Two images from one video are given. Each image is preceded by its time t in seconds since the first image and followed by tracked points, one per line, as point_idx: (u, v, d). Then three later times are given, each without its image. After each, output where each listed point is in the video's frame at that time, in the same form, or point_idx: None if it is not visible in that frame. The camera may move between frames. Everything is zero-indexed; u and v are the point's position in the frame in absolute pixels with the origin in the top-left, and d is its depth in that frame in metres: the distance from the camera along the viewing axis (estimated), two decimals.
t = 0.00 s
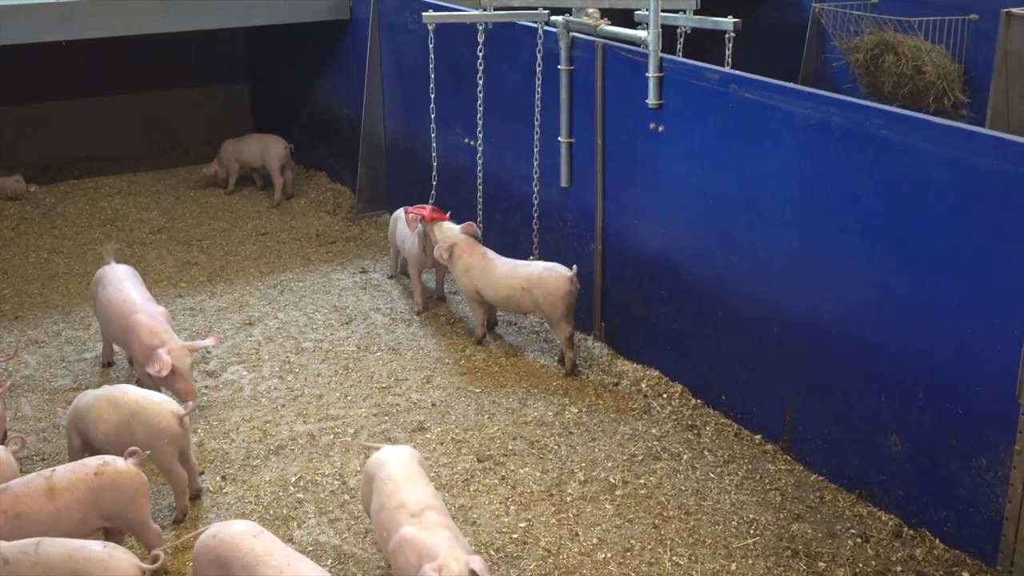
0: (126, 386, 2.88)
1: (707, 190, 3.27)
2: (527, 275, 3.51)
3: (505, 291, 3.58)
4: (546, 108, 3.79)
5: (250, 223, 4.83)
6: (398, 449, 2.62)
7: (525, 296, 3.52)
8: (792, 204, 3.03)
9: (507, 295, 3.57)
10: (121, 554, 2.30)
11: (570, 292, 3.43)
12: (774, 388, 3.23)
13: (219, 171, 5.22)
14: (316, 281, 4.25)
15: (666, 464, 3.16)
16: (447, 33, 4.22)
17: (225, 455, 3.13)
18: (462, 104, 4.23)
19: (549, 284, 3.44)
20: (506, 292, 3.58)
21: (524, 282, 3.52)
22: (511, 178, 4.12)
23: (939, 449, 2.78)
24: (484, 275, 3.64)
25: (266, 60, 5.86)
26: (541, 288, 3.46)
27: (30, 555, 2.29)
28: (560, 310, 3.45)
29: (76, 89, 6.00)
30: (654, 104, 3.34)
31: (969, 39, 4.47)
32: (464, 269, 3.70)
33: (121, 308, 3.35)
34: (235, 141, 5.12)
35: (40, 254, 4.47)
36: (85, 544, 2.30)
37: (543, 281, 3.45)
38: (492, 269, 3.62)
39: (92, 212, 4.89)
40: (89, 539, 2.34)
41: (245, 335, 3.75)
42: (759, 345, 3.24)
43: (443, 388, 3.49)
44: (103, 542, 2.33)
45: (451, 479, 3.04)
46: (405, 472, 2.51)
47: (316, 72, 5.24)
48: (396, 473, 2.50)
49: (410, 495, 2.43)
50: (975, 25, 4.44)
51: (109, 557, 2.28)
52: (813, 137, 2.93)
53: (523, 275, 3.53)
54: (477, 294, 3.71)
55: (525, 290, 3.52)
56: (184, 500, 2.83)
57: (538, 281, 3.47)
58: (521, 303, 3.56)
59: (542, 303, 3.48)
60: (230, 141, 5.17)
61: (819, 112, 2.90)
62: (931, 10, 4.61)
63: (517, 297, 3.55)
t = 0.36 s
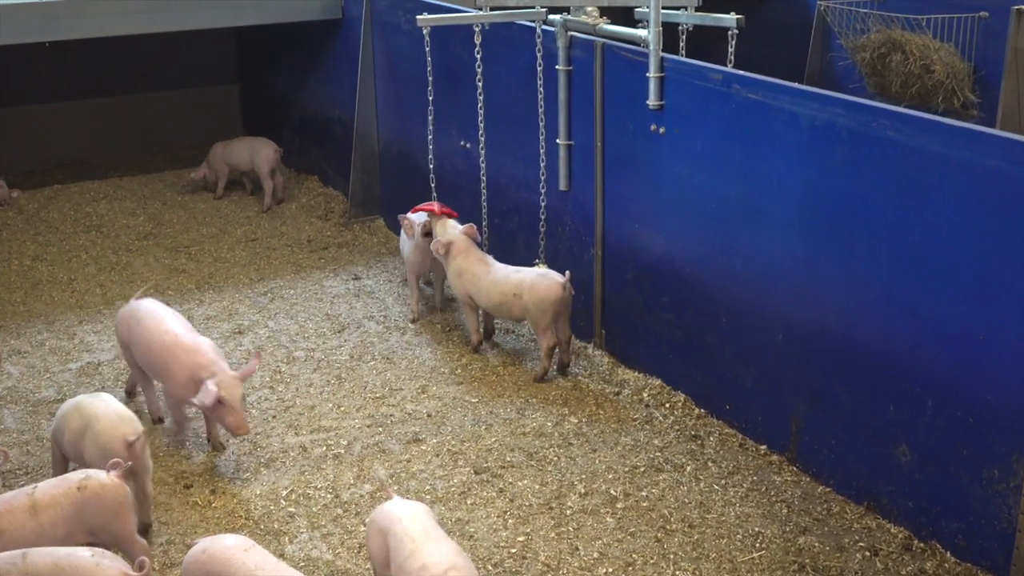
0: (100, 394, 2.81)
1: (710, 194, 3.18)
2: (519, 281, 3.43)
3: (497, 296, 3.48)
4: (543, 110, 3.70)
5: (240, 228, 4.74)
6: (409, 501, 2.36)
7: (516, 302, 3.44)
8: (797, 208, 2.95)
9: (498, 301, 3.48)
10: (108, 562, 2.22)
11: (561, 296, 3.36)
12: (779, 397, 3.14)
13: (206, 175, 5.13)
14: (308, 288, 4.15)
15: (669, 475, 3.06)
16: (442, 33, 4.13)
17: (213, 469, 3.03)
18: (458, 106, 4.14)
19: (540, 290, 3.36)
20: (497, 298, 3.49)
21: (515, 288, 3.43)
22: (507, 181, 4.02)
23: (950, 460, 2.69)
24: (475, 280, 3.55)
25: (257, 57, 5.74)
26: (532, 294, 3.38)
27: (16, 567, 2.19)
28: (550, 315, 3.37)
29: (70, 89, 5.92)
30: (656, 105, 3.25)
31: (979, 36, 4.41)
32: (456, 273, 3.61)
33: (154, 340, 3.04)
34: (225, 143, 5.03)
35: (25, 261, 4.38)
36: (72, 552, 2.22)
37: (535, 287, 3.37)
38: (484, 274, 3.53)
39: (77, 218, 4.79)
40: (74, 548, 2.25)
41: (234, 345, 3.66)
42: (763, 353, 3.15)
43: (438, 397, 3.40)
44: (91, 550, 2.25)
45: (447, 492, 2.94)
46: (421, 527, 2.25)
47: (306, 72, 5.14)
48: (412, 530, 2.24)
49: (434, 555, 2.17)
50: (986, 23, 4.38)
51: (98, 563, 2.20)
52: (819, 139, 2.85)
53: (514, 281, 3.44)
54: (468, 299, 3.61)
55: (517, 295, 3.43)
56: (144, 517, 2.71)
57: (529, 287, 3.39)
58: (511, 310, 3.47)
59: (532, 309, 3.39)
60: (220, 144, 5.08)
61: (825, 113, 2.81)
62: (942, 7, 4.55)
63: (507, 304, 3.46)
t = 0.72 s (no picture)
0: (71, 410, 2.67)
1: (712, 197, 3.09)
2: (513, 286, 3.34)
3: (492, 301, 3.40)
4: (541, 111, 3.62)
5: (228, 233, 4.65)
6: (406, 518, 2.27)
7: (510, 308, 3.35)
8: (802, 213, 2.86)
9: (494, 306, 3.40)
10: None
11: (556, 304, 3.25)
12: (784, 407, 3.05)
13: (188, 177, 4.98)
14: (299, 294, 4.06)
15: (670, 487, 2.97)
16: (436, 33, 4.04)
17: (201, 482, 2.94)
18: (454, 107, 4.05)
19: (534, 296, 3.27)
20: (493, 302, 3.40)
21: (510, 294, 3.34)
22: (504, 184, 3.93)
23: (962, 471, 2.60)
24: (472, 283, 3.47)
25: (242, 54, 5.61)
26: (526, 300, 3.29)
27: None
28: (545, 323, 3.27)
29: (69, 88, 5.86)
30: (657, 106, 3.16)
31: (988, 35, 4.36)
32: (454, 276, 3.53)
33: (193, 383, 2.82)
34: (213, 146, 4.95)
35: (7, 266, 4.29)
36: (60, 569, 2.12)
37: (529, 293, 3.28)
38: (480, 278, 3.45)
39: (60, 222, 4.70)
40: (60, 566, 2.15)
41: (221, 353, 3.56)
42: (768, 361, 3.06)
43: (433, 407, 3.31)
44: (77, 566, 2.15)
45: (442, 505, 2.85)
46: (410, 550, 2.16)
47: (297, 72, 5.03)
48: (400, 551, 2.15)
49: None
50: (995, 21, 4.33)
51: None
52: (825, 141, 2.76)
53: (509, 286, 3.35)
54: (467, 302, 3.54)
55: (511, 301, 3.34)
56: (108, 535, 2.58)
57: (523, 293, 3.30)
58: (506, 315, 3.38)
59: (526, 315, 3.30)
60: (206, 146, 4.97)
61: (831, 114, 2.73)
62: (951, 4, 4.45)
63: (502, 309, 3.38)
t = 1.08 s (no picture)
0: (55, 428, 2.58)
1: (715, 205, 3.01)
2: (508, 296, 3.25)
3: (486, 311, 3.31)
4: (538, 115, 3.54)
5: (216, 241, 4.56)
6: (393, 534, 2.19)
7: (505, 319, 3.26)
8: (806, 220, 2.78)
9: (487, 317, 3.31)
10: None
11: (552, 315, 3.16)
12: (789, 419, 2.95)
13: (169, 185, 4.86)
14: (289, 304, 3.97)
15: (672, 503, 2.88)
16: (430, 36, 3.96)
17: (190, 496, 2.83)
18: (448, 112, 3.97)
19: (529, 306, 3.18)
20: (487, 312, 3.31)
21: (504, 304, 3.25)
22: (499, 191, 3.85)
23: (973, 487, 2.51)
24: (466, 293, 3.38)
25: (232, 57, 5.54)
26: (520, 311, 3.20)
27: None
28: (540, 334, 3.18)
29: (68, 89, 5.79)
30: (658, 111, 3.08)
31: (1000, 37, 4.32)
32: (450, 285, 3.44)
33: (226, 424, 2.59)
34: (196, 151, 4.85)
35: None
36: None
37: (523, 303, 3.19)
38: (474, 287, 3.36)
39: (43, 229, 4.61)
40: None
41: (209, 365, 3.47)
42: (771, 373, 2.97)
43: (427, 420, 3.21)
44: None
45: (436, 522, 2.76)
46: (398, 569, 2.07)
47: (289, 77, 4.95)
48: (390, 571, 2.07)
49: None
50: (1007, 23, 4.29)
51: None
52: (830, 147, 2.68)
53: (503, 296, 3.26)
54: (461, 311, 3.45)
55: (505, 312, 3.26)
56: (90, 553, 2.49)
57: (518, 304, 3.21)
58: (500, 326, 3.29)
59: (521, 326, 3.21)
60: (189, 152, 4.86)
61: (836, 119, 2.65)
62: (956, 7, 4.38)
63: (496, 320, 3.29)
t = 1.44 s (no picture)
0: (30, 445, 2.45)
1: (717, 215, 2.94)
2: (502, 308, 3.17)
3: (482, 323, 3.24)
4: (536, 123, 3.46)
5: (204, 250, 4.48)
6: (384, 554, 2.11)
7: (500, 331, 3.19)
8: (810, 232, 2.70)
9: (482, 329, 3.23)
10: None
11: (548, 328, 3.09)
12: (793, 436, 2.87)
13: (150, 195, 4.75)
14: (279, 316, 3.89)
15: (673, 523, 2.79)
16: (426, 42, 3.89)
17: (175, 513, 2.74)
18: (443, 120, 3.89)
19: (524, 319, 3.10)
20: (480, 325, 3.24)
21: (499, 317, 3.17)
22: (495, 200, 3.77)
23: (983, 508, 2.43)
24: (461, 305, 3.30)
25: (224, 63, 5.46)
26: (515, 324, 3.12)
27: None
28: (536, 347, 3.11)
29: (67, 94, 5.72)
30: (658, 118, 3.01)
31: (1010, 43, 4.28)
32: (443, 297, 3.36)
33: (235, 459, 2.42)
34: (179, 159, 4.76)
35: None
36: None
37: (518, 316, 3.11)
38: (468, 299, 3.29)
39: (25, 238, 4.53)
40: None
41: (196, 380, 3.39)
42: (775, 389, 2.89)
43: (420, 437, 3.13)
44: None
45: (429, 541, 2.67)
46: None
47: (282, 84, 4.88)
48: None
49: None
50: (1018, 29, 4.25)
51: None
52: (835, 156, 2.60)
53: (498, 309, 3.19)
54: (455, 323, 3.37)
55: (499, 324, 3.18)
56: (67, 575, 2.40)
57: (512, 316, 3.13)
58: (495, 340, 3.21)
59: (515, 339, 3.13)
60: (173, 160, 4.77)
61: (841, 128, 2.58)
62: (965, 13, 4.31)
63: (490, 333, 3.21)
